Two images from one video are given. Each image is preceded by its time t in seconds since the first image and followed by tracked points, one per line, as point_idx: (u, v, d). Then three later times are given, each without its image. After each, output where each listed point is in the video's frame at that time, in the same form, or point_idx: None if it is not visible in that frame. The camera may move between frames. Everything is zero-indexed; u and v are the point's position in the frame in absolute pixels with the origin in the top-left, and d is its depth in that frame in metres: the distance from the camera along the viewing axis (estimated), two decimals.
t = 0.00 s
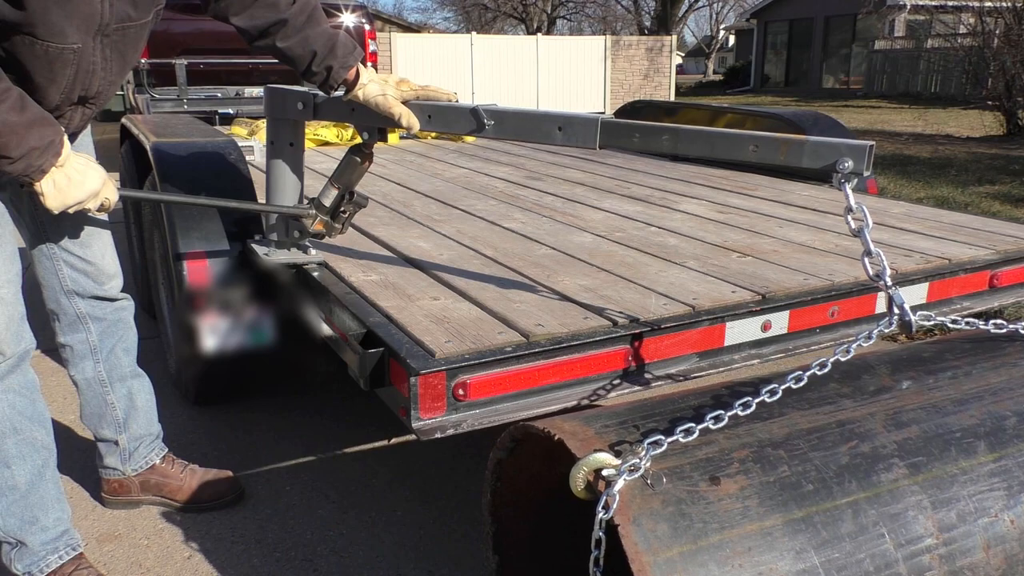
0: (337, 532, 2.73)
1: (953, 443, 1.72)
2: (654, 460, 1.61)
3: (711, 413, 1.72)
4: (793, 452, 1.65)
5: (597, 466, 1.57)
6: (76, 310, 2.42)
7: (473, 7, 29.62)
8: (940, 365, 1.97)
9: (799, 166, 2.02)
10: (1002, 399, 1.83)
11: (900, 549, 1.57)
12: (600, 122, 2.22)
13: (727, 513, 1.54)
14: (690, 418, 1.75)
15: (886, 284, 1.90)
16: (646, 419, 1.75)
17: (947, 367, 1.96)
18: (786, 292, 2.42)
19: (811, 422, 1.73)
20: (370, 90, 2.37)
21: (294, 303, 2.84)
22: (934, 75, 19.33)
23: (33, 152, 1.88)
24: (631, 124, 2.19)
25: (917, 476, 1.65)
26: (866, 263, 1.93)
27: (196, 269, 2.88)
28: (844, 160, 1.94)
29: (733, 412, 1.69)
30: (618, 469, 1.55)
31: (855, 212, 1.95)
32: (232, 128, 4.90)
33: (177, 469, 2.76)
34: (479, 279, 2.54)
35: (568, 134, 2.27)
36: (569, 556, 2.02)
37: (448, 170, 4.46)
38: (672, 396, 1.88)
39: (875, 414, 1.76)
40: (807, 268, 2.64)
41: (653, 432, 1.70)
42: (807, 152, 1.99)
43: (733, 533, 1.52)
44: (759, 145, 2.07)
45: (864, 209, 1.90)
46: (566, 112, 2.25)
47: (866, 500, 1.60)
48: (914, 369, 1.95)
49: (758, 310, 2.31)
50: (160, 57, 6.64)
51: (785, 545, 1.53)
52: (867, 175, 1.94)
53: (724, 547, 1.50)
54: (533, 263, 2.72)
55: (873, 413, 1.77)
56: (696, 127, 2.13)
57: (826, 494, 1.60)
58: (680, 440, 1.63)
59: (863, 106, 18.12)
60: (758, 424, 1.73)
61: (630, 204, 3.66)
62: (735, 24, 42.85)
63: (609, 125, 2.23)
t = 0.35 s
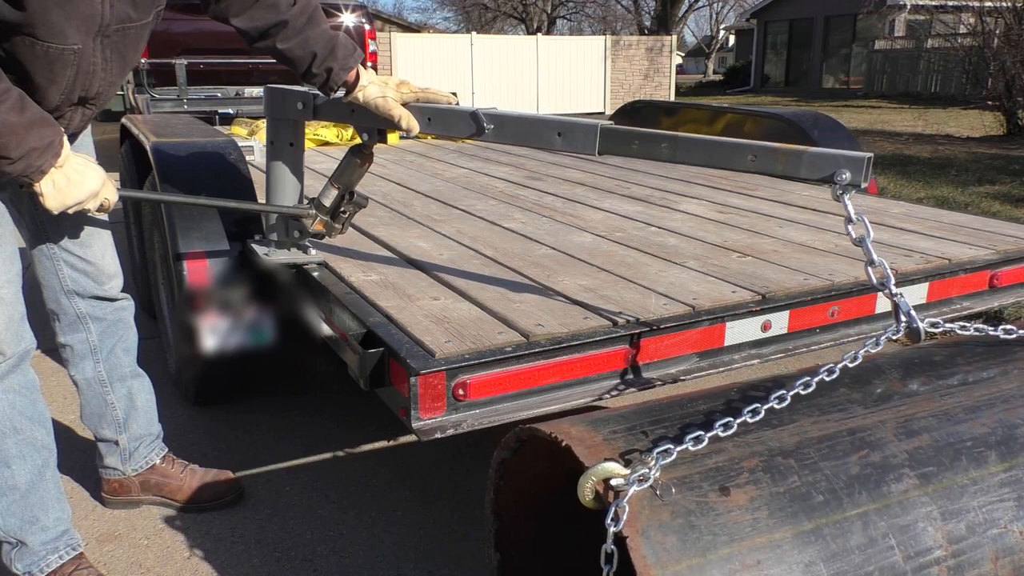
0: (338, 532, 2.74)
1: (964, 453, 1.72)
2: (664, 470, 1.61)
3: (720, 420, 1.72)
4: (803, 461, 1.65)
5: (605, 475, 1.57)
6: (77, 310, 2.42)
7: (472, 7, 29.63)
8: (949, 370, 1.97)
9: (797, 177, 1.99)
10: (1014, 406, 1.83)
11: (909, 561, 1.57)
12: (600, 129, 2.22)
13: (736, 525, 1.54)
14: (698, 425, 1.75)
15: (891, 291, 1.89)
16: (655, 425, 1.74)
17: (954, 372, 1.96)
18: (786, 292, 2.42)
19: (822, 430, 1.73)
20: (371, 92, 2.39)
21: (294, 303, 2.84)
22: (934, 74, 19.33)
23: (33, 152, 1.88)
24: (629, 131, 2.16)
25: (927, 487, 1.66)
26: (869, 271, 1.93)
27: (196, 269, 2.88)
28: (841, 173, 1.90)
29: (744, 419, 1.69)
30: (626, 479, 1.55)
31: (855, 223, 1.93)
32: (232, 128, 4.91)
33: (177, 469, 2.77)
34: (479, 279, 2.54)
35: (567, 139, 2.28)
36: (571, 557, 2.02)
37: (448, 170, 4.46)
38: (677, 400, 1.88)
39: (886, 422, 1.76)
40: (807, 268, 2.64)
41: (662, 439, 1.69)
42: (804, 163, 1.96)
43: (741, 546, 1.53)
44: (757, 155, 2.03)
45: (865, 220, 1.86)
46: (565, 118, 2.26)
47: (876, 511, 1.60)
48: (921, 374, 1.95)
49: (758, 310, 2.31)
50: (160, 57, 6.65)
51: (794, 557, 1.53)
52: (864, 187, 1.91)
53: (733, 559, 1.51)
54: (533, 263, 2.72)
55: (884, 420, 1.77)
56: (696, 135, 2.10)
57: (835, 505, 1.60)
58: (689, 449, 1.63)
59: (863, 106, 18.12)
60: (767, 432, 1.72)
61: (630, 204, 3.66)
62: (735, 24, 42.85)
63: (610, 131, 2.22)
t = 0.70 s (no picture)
0: (338, 532, 2.74)
1: (964, 453, 1.72)
2: (664, 470, 1.61)
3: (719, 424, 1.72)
4: (804, 461, 1.65)
5: (605, 476, 1.57)
6: (77, 310, 2.42)
7: (472, 7, 29.63)
8: (950, 371, 1.97)
9: (795, 186, 2.01)
10: (1014, 406, 1.83)
11: (909, 561, 1.58)
12: (601, 134, 2.21)
13: (736, 525, 1.55)
14: (698, 425, 1.75)
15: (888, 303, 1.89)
16: (655, 426, 1.74)
17: (954, 373, 1.96)
18: (786, 292, 2.42)
19: (823, 430, 1.74)
20: (370, 94, 2.40)
21: (294, 303, 2.84)
22: (934, 74, 19.33)
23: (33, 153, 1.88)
24: (628, 137, 2.17)
25: (927, 488, 1.66)
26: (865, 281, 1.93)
27: (196, 269, 2.88)
28: (839, 183, 1.94)
29: (743, 424, 1.69)
30: (627, 479, 1.55)
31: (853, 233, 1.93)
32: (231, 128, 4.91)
33: (177, 469, 2.77)
34: (480, 279, 2.54)
35: (567, 144, 2.27)
36: (571, 556, 2.03)
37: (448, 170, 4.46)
38: (677, 400, 1.88)
39: (886, 422, 1.76)
40: (807, 268, 2.64)
41: (662, 439, 1.69)
42: (802, 173, 1.99)
43: (742, 546, 1.53)
44: (757, 164, 2.04)
45: (864, 235, 1.88)
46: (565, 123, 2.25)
47: (876, 512, 1.61)
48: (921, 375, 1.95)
49: (758, 310, 2.31)
50: (160, 58, 6.66)
51: (795, 558, 1.53)
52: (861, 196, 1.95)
53: (733, 560, 1.51)
54: (533, 263, 2.72)
55: (885, 421, 1.77)
56: (694, 143, 2.11)
57: (836, 506, 1.60)
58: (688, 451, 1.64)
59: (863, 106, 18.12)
60: (769, 432, 1.73)
61: (630, 204, 3.66)
62: (735, 24, 42.85)
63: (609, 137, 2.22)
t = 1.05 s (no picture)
0: (338, 532, 2.74)
1: (957, 447, 1.72)
2: (657, 465, 1.62)
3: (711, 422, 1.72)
4: (797, 456, 1.66)
5: (600, 470, 1.57)
6: (77, 309, 2.43)
7: (472, 7, 29.63)
8: (945, 368, 1.97)
9: (795, 190, 2.02)
10: (1007, 402, 1.83)
11: (903, 554, 1.58)
12: (600, 137, 2.22)
13: (730, 518, 1.55)
14: (693, 422, 1.75)
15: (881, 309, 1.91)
16: (650, 423, 1.75)
17: (949, 371, 1.96)
18: (786, 292, 2.42)
19: (816, 425, 1.74)
20: (370, 94, 2.39)
21: (294, 303, 2.84)
22: (934, 75, 19.34)
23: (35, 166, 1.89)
24: (628, 140, 2.17)
25: (921, 481, 1.66)
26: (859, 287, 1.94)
27: (196, 269, 2.89)
28: (837, 187, 1.94)
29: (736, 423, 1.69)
30: (621, 473, 1.56)
31: (848, 238, 1.93)
32: (232, 128, 4.92)
33: (177, 469, 2.77)
34: (480, 280, 2.54)
35: (567, 146, 2.26)
36: (569, 554, 2.03)
37: (448, 170, 4.46)
38: (673, 398, 1.89)
39: (879, 417, 1.76)
40: (807, 268, 2.64)
41: (656, 436, 1.70)
42: (801, 177, 2.00)
43: (736, 538, 1.53)
44: (756, 168, 2.04)
45: (859, 237, 1.88)
46: (565, 125, 2.25)
47: (870, 504, 1.61)
48: (917, 373, 1.95)
49: (757, 310, 2.31)
50: (161, 58, 6.66)
51: (789, 550, 1.53)
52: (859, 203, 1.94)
53: (728, 552, 1.51)
54: (533, 263, 2.72)
55: (879, 416, 1.77)
56: (695, 146, 2.12)
57: (829, 499, 1.60)
58: (682, 447, 1.65)
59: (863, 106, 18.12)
60: (763, 428, 1.74)
61: (630, 204, 3.66)
62: (735, 24, 42.85)
63: (609, 139, 2.23)
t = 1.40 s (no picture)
0: (338, 532, 2.74)
1: (949, 440, 1.72)
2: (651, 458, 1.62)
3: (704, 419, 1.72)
4: (790, 450, 1.66)
5: (594, 464, 1.56)
6: (77, 310, 2.43)
7: (472, 7, 29.62)
8: (941, 365, 1.97)
9: (794, 190, 2.02)
10: (999, 397, 1.84)
11: (897, 545, 1.58)
12: (601, 137, 2.21)
13: (723, 510, 1.55)
14: (688, 419, 1.75)
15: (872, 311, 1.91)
16: (644, 418, 1.75)
17: (943, 367, 1.97)
18: (786, 292, 2.42)
19: (808, 420, 1.75)
20: (370, 93, 2.38)
21: (294, 303, 2.84)
22: (934, 75, 19.34)
23: (42, 172, 1.89)
24: (628, 140, 2.17)
25: (913, 474, 1.66)
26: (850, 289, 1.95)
27: (196, 269, 2.89)
28: (837, 187, 1.94)
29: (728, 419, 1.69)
30: (615, 466, 1.55)
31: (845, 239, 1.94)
32: (232, 128, 4.92)
33: (177, 469, 2.76)
34: (480, 279, 2.54)
35: (568, 146, 2.26)
36: (567, 552, 2.03)
37: (448, 170, 4.46)
38: (670, 395, 1.89)
39: (872, 412, 1.77)
40: (807, 269, 2.64)
41: (651, 431, 1.70)
42: (801, 178, 2.00)
43: (730, 530, 1.53)
44: (756, 168, 2.04)
45: (854, 238, 1.89)
46: (565, 125, 2.24)
47: (863, 496, 1.61)
48: (911, 370, 1.95)
49: (758, 310, 2.31)
50: (161, 57, 6.67)
51: (782, 541, 1.53)
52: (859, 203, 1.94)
53: (722, 544, 1.51)
54: (533, 263, 2.72)
55: (871, 411, 1.78)
56: (695, 146, 2.12)
57: (822, 491, 1.60)
58: (675, 443, 1.63)
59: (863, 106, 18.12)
60: (756, 422, 1.74)
61: (630, 204, 3.66)
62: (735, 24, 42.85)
63: (609, 140, 2.22)
